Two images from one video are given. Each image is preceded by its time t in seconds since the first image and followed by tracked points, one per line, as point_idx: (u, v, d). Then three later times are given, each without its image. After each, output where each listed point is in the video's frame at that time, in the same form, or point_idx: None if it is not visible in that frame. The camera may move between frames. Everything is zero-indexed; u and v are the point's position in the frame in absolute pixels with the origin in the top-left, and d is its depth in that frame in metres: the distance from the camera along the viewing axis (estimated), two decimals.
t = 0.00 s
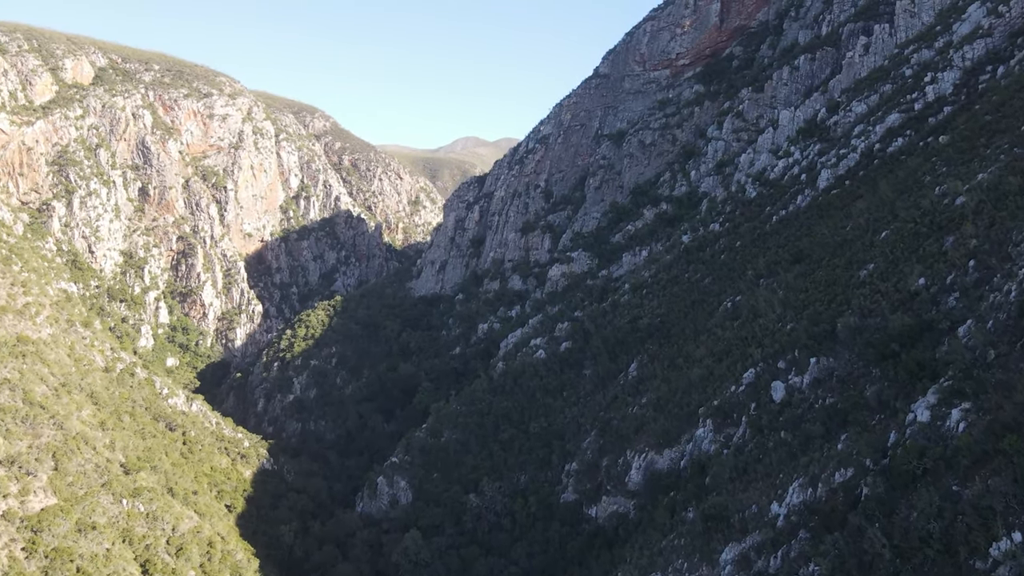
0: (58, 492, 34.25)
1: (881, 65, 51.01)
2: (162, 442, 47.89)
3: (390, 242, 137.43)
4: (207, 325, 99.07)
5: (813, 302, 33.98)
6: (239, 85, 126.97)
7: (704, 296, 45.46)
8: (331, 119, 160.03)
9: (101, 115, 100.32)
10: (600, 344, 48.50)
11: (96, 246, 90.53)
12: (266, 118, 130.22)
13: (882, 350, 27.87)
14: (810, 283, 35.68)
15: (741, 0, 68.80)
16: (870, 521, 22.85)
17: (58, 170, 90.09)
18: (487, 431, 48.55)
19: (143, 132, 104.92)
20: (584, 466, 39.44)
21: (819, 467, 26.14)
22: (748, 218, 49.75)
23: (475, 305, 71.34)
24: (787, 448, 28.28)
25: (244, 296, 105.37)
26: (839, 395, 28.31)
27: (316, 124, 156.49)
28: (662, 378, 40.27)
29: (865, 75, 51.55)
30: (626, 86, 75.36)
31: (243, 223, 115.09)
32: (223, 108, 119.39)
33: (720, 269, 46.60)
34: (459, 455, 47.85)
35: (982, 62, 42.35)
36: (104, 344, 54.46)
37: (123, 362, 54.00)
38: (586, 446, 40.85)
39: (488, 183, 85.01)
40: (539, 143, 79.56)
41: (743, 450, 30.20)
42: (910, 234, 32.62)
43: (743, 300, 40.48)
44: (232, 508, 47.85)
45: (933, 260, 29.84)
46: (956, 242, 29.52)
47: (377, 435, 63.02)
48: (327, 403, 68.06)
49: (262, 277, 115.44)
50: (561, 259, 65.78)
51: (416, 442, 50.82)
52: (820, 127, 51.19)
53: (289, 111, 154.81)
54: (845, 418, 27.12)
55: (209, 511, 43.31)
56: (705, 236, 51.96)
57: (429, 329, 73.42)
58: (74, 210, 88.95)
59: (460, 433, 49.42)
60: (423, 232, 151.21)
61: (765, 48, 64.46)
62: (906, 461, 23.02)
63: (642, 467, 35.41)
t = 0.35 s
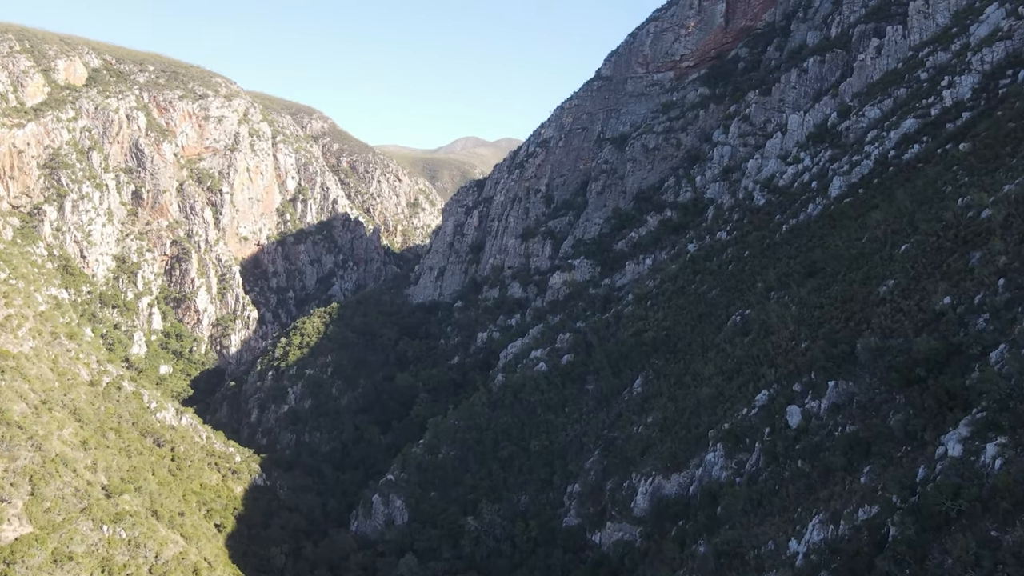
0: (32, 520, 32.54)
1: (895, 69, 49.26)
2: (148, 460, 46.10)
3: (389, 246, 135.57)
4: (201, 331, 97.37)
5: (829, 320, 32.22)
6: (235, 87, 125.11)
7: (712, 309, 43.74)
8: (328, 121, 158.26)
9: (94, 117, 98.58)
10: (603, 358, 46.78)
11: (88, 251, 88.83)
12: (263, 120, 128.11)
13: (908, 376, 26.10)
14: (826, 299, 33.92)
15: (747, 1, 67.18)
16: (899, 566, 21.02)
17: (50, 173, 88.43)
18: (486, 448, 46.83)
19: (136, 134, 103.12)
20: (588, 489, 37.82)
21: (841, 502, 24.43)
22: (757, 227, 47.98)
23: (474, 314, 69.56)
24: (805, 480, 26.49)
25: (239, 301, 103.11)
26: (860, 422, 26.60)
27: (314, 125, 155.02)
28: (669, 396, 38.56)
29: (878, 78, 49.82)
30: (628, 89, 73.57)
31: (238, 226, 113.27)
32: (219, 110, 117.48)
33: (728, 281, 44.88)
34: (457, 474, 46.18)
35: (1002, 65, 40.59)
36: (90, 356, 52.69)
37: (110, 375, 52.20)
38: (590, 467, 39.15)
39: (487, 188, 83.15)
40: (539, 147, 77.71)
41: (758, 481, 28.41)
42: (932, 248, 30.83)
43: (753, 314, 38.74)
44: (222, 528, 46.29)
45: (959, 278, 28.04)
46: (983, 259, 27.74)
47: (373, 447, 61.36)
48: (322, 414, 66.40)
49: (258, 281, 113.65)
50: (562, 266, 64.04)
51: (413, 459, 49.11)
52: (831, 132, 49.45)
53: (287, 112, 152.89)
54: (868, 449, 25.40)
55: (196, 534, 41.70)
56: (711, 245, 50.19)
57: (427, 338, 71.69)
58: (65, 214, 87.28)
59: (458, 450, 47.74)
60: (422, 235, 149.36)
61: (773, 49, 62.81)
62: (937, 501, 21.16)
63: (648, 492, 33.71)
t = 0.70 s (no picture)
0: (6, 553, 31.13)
1: (911, 71, 47.45)
2: (135, 479, 44.28)
3: (387, 249, 133.61)
4: (196, 337, 95.52)
5: (851, 340, 30.38)
6: (231, 87, 123.14)
7: (723, 324, 41.92)
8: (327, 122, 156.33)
9: (87, 119, 96.69)
10: (609, 373, 44.95)
11: (80, 256, 87.02)
12: (259, 121, 125.98)
13: (941, 406, 24.23)
14: (846, 318, 32.07)
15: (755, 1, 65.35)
16: None
17: (41, 177, 86.68)
18: (486, 467, 45.01)
19: (130, 137, 101.09)
20: (594, 515, 36.05)
21: (871, 545, 22.56)
22: (769, 237, 46.13)
23: (474, 322, 67.75)
24: (831, 518, 24.66)
25: (234, 308, 100.81)
26: (890, 456, 24.75)
27: (312, 126, 153.10)
28: (679, 417, 36.76)
29: (894, 81, 47.99)
30: (632, 91, 71.70)
31: (234, 230, 111.15)
32: (215, 111, 115.38)
33: (739, 293, 43.05)
34: (456, 493, 44.51)
35: None
36: (76, 369, 50.77)
37: (96, 389, 50.32)
38: (596, 491, 37.38)
39: (488, 192, 81.27)
40: (541, 150, 75.78)
41: (778, 516, 26.58)
42: (962, 264, 28.98)
43: (767, 331, 36.91)
44: (211, 550, 44.67)
45: (993, 299, 26.19)
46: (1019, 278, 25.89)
47: (370, 461, 59.65)
48: (318, 426, 64.65)
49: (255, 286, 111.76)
50: (565, 274, 62.20)
51: (410, 478, 47.30)
52: (845, 137, 47.61)
53: (284, 113, 150.82)
54: (900, 486, 23.52)
55: (183, 560, 40.14)
56: (721, 254, 48.34)
57: (426, 347, 69.83)
58: (57, 218, 85.62)
59: (457, 468, 45.95)
60: (421, 238, 147.47)
61: (782, 50, 60.98)
62: (981, 550, 19.19)
63: (659, 521, 31.84)
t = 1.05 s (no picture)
0: None
1: (930, 74, 45.64)
2: (121, 501, 42.48)
3: (387, 252, 131.69)
4: (190, 344, 93.66)
5: (877, 363, 28.56)
6: (228, 88, 121.23)
7: (736, 339, 40.09)
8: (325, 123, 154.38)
9: (80, 121, 94.94)
10: (616, 390, 43.13)
11: (72, 261, 85.19)
12: (257, 122, 123.80)
13: (982, 440, 22.37)
14: (871, 337, 30.24)
15: (764, 1, 63.55)
16: None
17: (33, 180, 85.03)
18: (488, 487, 43.32)
19: (124, 138, 98.63)
20: (603, 543, 34.31)
21: None
22: (782, 246, 44.27)
23: (475, 331, 65.92)
24: (862, 561, 22.89)
25: (230, 313, 98.97)
26: (926, 493, 22.92)
27: (310, 127, 151.12)
28: (692, 439, 34.89)
29: (912, 85, 46.16)
30: (638, 93, 69.86)
31: (231, 233, 108.89)
32: (211, 112, 113.32)
33: (752, 307, 41.24)
34: (457, 515, 42.98)
35: None
36: (62, 383, 48.90)
37: (83, 404, 48.51)
38: (605, 517, 35.63)
39: (489, 196, 79.40)
40: (544, 154, 73.87)
41: (803, 554, 24.79)
42: (997, 282, 27.12)
43: (783, 348, 35.09)
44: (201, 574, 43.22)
45: None
46: None
47: (368, 476, 57.95)
48: (315, 438, 62.90)
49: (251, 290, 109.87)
50: (569, 282, 60.40)
51: (409, 498, 45.69)
52: (861, 143, 45.80)
53: (283, 114, 148.84)
54: (939, 528, 21.71)
55: None
56: (731, 264, 46.50)
57: (426, 356, 68.00)
58: (49, 222, 84.00)
59: (458, 488, 44.26)
60: (421, 240, 145.50)
61: (793, 52, 59.20)
62: None
63: (672, 553, 30.02)
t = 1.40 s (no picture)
0: None
1: (953, 78, 43.75)
2: (107, 525, 40.60)
3: (386, 255, 129.69)
4: (186, 351, 91.77)
5: (911, 390, 26.68)
6: (225, 89, 119.27)
7: (752, 356, 38.21)
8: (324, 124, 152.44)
9: (73, 123, 92.98)
10: (625, 408, 41.26)
11: (65, 266, 83.30)
12: (254, 124, 121.22)
13: None
14: (902, 361, 28.36)
15: (775, 0, 61.65)
16: None
17: (25, 183, 83.25)
18: (492, 510, 41.60)
19: (118, 141, 96.84)
20: None
21: None
22: (800, 258, 42.38)
23: (477, 340, 64.02)
24: None
25: (226, 320, 96.74)
26: (973, 539, 21.03)
27: (309, 128, 149.28)
28: (708, 465, 33.02)
29: (934, 88, 44.26)
30: (644, 96, 67.94)
31: (228, 237, 107.15)
32: (208, 113, 111.32)
33: (769, 322, 39.35)
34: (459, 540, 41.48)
35: None
36: (47, 399, 47.03)
37: (70, 421, 46.65)
38: (616, 547, 33.88)
39: (490, 201, 77.47)
40: (547, 157, 71.93)
41: None
42: None
43: (805, 369, 33.21)
44: None
45: None
46: None
47: (367, 492, 56.14)
48: (312, 452, 61.13)
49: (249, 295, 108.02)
50: (574, 291, 58.52)
51: (409, 521, 44.17)
52: (881, 149, 43.90)
53: (281, 115, 146.87)
54: None
55: None
56: (746, 275, 44.60)
57: (426, 366, 66.11)
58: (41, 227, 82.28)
59: (461, 510, 42.64)
60: (421, 242, 143.39)
61: (806, 53, 57.31)
62: None
63: None
